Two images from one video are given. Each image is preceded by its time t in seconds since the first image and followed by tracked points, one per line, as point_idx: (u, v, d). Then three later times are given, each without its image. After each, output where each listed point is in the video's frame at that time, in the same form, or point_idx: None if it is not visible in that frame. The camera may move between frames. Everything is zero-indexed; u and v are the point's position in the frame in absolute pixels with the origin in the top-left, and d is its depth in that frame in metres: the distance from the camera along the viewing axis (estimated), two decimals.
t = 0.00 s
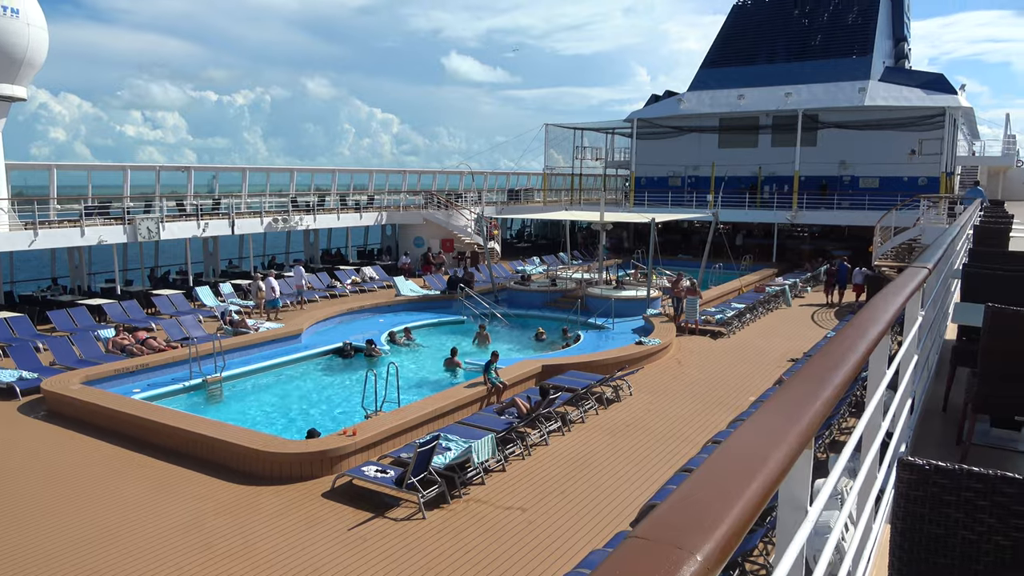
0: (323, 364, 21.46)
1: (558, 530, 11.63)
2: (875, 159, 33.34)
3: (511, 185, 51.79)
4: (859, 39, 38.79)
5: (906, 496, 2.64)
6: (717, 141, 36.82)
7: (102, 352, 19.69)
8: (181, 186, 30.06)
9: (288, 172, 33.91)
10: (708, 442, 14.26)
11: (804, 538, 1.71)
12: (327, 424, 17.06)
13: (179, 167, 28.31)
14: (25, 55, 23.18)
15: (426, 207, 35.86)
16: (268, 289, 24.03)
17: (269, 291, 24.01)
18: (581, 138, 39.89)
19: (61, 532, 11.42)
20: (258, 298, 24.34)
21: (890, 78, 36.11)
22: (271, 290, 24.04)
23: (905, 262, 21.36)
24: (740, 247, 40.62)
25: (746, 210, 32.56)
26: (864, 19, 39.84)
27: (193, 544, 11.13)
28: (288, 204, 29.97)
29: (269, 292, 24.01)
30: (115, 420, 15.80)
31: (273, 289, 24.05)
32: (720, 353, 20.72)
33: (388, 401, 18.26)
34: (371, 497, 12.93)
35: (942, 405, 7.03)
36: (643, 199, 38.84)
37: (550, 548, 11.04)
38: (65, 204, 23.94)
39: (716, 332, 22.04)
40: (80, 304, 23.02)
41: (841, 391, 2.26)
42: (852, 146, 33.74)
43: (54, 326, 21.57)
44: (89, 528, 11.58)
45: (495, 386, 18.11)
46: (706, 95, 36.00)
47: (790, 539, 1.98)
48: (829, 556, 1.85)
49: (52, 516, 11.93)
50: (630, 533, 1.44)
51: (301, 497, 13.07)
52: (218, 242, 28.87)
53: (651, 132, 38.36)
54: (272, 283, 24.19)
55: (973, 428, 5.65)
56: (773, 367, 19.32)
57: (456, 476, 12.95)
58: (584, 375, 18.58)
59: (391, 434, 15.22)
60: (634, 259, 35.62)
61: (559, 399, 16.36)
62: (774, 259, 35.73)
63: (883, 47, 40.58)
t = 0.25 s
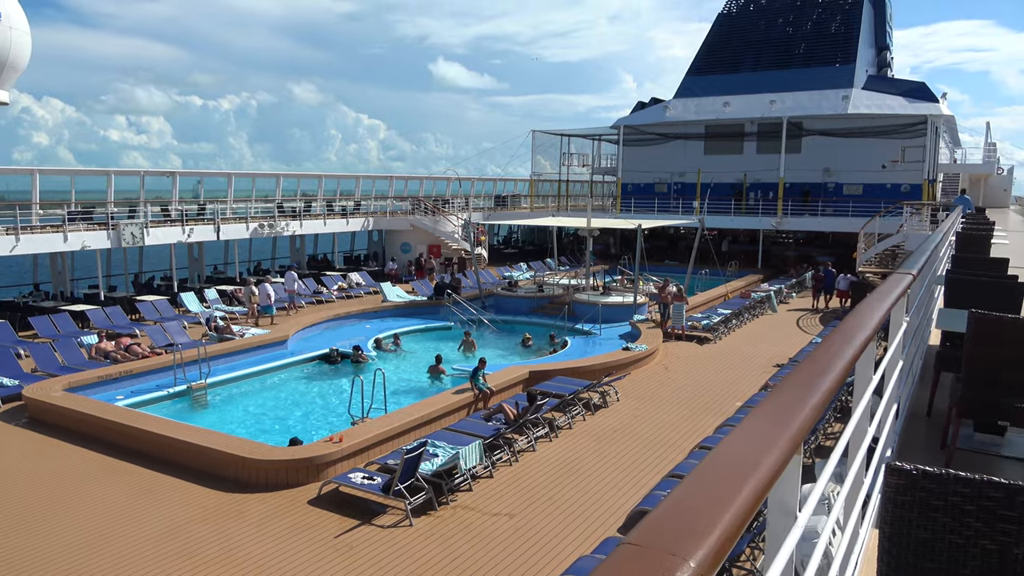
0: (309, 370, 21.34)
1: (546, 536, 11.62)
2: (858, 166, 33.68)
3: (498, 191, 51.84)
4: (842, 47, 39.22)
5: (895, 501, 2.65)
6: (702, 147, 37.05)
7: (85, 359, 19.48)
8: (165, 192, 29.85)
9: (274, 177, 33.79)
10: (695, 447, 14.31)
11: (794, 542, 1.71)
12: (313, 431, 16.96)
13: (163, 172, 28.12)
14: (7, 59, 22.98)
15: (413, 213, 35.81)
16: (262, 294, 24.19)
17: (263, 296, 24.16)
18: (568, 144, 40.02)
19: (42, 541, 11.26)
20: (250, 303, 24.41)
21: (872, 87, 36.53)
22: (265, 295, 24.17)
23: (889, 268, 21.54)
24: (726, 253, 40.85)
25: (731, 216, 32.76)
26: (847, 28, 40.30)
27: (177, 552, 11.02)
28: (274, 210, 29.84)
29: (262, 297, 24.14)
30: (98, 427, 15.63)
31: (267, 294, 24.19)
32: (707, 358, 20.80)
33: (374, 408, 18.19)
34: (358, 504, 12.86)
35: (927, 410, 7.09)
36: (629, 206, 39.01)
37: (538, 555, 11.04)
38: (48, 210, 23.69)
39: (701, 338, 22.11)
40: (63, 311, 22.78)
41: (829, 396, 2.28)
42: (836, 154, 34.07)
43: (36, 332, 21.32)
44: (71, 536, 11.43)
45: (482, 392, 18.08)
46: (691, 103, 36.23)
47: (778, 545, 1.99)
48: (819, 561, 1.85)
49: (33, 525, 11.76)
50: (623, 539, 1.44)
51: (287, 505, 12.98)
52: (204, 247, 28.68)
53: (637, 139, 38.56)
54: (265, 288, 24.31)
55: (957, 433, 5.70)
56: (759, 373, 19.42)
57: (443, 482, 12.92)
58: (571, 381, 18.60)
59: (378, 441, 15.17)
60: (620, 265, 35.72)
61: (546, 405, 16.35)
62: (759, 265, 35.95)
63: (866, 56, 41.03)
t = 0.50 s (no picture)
0: (303, 375, 21.29)
1: (540, 540, 11.61)
2: (851, 170, 33.82)
3: (492, 195, 51.87)
4: (835, 52, 39.42)
5: (893, 504, 2.67)
6: (696, 152, 37.16)
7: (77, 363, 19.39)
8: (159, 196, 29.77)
9: (268, 181, 33.73)
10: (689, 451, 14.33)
11: (795, 545, 1.72)
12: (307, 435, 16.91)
13: (157, 176, 28.03)
14: None
15: (407, 217, 35.77)
16: (264, 297, 24.42)
17: (264, 299, 24.39)
18: (562, 148, 40.07)
19: (33, 548, 11.18)
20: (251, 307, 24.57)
21: (865, 91, 36.71)
22: (266, 298, 24.39)
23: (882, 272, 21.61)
24: (720, 257, 40.95)
25: (725, 220, 32.85)
26: (839, 33, 40.51)
27: (170, 558, 10.96)
28: (268, 213, 29.78)
29: (264, 301, 24.37)
30: (91, 432, 15.54)
31: (268, 297, 24.42)
32: (701, 362, 20.83)
33: (368, 412, 18.16)
34: (353, 509, 12.82)
35: (921, 414, 7.12)
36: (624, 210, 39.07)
37: (533, 559, 11.03)
38: (40, 214, 23.60)
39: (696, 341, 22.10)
40: (55, 315, 22.68)
41: (827, 401, 2.29)
42: (829, 158, 34.21)
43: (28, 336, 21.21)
44: (63, 542, 11.36)
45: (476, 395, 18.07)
46: (685, 107, 36.35)
47: (776, 550, 2.00)
48: (818, 565, 1.87)
49: (25, 531, 11.69)
50: (626, 542, 1.44)
51: (281, 509, 12.94)
52: (197, 251, 28.59)
53: (631, 143, 38.64)
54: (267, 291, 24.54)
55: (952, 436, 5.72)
56: (753, 377, 19.46)
57: (438, 487, 12.90)
58: (566, 384, 18.62)
59: (372, 445, 15.15)
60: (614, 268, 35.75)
61: (541, 409, 16.35)
62: (753, 268, 36.04)
63: (858, 61, 41.23)
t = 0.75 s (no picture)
0: (300, 377, 21.25)
1: (539, 542, 11.61)
2: (846, 172, 33.92)
3: (488, 197, 51.86)
4: (830, 54, 39.54)
5: (901, 505, 2.71)
6: (692, 154, 37.21)
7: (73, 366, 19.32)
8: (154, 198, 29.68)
9: (264, 183, 33.67)
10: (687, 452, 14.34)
11: (806, 546, 1.72)
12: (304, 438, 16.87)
13: (152, 178, 27.95)
14: None
15: (404, 219, 35.73)
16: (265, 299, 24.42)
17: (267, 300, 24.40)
18: (559, 150, 40.06)
19: (29, 551, 11.14)
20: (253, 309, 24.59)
21: (860, 93, 36.82)
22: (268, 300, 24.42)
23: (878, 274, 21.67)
24: (716, 259, 40.99)
25: (721, 222, 32.88)
26: (834, 35, 40.65)
27: (167, 561, 10.93)
28: (264, 216, 29.70)
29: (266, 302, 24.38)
30: (87, 434, 15.49)
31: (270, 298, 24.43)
32: (699, 363, 20.83)
33: (366, 414, 18.13)
34: (350, 511, 12.80)
35: (921, 414, 7.15)
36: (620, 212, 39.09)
37: (532, 560, 11.02)
38: (35, 216, 23.51)
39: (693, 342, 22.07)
40: (50, 317, 22.59)
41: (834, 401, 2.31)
42: (824, 160, 34.29)
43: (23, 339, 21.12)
44: (59, 546, 11.32)
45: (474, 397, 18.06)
46: (680, 109, 36.40)
47: (786, 553, 2.00)
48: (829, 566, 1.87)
49: (21, 535, 11.64)
50: (640, 546, 1.45)
51: (279, 512, 12.91)
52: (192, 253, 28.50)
53: (627, 145, 38.68)
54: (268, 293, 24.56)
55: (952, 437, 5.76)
56: (750, 378, 19.48)
57: (436, 489, 12.89)
58: (564, 386, 18.63)
59: (370, 447, 15.14)
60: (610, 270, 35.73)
61: (538, 411, 16.36)
62: (748, 270, 36.08)
63: (853, 63, 41.36)
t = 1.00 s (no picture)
0: (290, 377, 21.15)
1: (532, 542, 11.59)
2: (834, 172, 34.11)
3: (478, 197, 51.81)
4: (818, 54, 39.75)
5: (906, 504, 2.70)
6: (681, 154, 37.31)
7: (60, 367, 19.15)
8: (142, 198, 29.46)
9: (253, 183, 33.50)
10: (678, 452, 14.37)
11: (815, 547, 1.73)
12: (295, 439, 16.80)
13: (140, 178, 27.73)
14: None
15: (394, 219, 35.63)
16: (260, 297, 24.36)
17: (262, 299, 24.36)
18: (549, 150, 40.07)
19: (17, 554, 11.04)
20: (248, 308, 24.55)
21: (848, 94, 37.03)
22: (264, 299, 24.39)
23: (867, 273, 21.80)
24: (706, 258, 41.13)
25: (710, 222, 33.00)
26: (822, 36, 40.87)
27: (157, 563, 10.86)
28: (253, 216, 29.54)
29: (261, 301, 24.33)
30: (75, 437, 15.35)
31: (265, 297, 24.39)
32: (689, 362, 20.89)
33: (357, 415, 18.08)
34: (342, 512, 12.75)
35: (914, 413, 7.19)
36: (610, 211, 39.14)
37: (525, 560, 11.01)
38: (21, 216, 23.29)
39: (683, 341, 22.12)
40: (37, 318, 22.38)
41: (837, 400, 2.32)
42: (813, 160, 34.47)
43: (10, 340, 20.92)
44: (48, 549, 11.23)
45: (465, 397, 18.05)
46: (670, 109, 36.48)
47: (793, 555, 2.00)
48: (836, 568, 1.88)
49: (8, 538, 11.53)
50: (658, 548, 1.44)
51: (269, 514, 12.84)
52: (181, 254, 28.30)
53: (617, 145, 38.74)
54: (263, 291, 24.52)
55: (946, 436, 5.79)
56: (741, 377, 19.56)
57: (428, 489, 12.86)
58: (555, 386, 18.64)
59: (362, 447, 15.10)
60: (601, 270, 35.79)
61: (530, 411, 16.35)
62: (738, 270, 36.22)
63: (841, 63, 41.61)
